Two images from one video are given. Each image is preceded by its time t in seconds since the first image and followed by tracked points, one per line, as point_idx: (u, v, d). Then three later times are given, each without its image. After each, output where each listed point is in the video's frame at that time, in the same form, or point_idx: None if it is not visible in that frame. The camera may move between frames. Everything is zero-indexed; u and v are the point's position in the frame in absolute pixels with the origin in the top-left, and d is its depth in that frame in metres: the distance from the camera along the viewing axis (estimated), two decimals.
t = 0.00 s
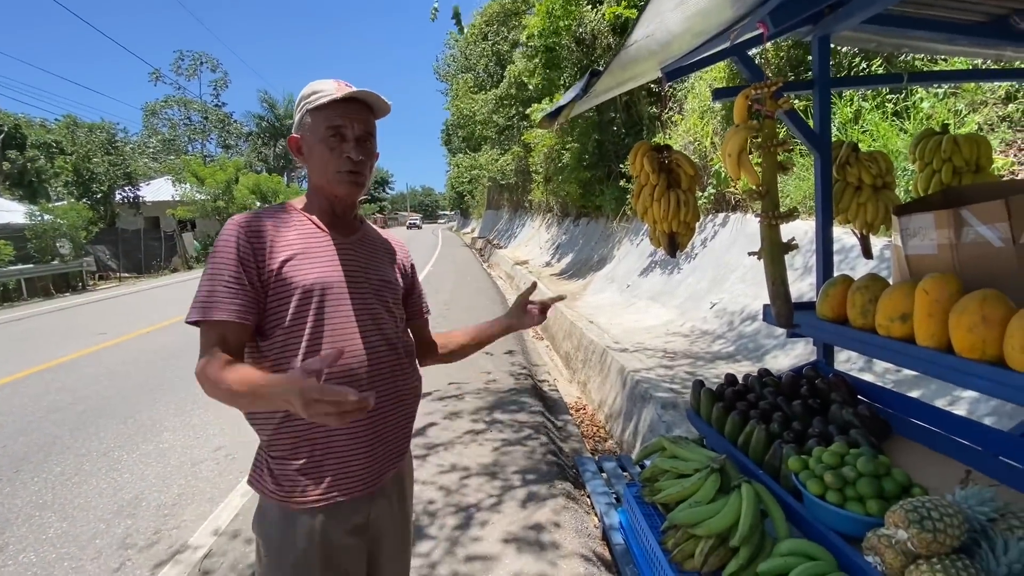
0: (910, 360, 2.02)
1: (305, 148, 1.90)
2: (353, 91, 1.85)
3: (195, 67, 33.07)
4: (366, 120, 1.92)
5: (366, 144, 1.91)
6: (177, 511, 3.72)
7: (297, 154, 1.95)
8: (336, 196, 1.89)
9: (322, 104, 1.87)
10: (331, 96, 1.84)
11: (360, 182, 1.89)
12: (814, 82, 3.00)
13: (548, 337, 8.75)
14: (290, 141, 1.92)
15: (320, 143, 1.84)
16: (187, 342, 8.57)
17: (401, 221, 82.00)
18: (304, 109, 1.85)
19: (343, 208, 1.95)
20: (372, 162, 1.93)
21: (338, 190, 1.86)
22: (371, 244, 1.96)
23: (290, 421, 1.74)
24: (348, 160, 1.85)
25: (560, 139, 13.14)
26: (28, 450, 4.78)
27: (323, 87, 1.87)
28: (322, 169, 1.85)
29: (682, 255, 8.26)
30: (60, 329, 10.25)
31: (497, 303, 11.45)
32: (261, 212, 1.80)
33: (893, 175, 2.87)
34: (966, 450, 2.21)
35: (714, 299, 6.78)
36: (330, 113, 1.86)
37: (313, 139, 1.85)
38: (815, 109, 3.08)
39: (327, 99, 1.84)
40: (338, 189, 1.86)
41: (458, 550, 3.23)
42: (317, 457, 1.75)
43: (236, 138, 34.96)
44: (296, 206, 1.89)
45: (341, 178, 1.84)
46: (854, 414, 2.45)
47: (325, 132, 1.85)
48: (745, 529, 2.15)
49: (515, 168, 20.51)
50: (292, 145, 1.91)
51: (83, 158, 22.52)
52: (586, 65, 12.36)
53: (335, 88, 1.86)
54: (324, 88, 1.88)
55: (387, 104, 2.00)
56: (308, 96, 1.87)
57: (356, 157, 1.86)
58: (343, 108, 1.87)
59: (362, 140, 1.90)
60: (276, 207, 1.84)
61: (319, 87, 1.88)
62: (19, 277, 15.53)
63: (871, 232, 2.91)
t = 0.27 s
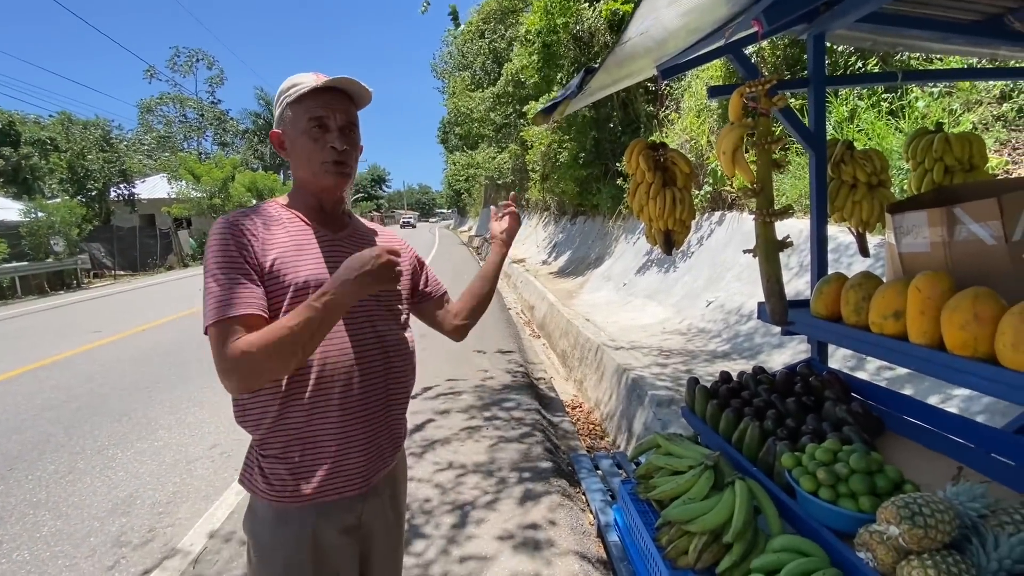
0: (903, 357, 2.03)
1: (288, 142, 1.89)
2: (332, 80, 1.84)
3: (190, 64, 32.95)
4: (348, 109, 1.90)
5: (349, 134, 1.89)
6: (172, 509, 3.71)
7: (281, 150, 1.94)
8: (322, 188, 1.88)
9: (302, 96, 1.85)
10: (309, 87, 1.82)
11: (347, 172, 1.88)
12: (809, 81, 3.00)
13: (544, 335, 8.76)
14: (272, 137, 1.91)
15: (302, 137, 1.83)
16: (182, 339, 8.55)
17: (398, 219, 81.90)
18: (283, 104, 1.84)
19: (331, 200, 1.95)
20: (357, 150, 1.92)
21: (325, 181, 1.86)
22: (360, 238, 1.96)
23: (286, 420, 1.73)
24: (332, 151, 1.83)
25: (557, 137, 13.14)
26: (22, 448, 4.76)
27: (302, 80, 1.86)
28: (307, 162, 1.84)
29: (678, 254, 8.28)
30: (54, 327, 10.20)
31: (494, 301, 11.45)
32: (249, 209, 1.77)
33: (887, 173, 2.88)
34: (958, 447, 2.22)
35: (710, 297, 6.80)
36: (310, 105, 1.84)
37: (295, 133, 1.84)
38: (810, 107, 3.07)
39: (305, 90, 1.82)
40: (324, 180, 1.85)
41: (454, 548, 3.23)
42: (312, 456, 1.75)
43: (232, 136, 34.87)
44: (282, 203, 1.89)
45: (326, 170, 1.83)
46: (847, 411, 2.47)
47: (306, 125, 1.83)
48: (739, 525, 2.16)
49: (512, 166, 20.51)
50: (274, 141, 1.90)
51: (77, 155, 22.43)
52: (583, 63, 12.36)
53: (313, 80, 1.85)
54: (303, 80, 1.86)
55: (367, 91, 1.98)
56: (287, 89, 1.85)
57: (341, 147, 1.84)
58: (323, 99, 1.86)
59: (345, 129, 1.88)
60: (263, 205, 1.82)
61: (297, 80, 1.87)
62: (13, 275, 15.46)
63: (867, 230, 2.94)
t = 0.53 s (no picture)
0: (898, 355, 2.05)
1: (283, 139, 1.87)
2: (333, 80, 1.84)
3: (187, 62, 32.87)
4: (345, 108, 1.91)
5: (348, 133, 1.91)
6: (168, 508, 3.72)
7: (274, 147, 1.91)
8: (321, 186, 1.88)
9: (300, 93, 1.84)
10: (310, 86, 1.81)
11: (346, 171, 1.89)
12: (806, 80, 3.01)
13: (541, 334, 8.77)
14: (265, 134, 1.87)
15: (302, 135, 1.82)
16: (179, 339, 8.54)
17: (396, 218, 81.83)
18: (280, 101, 1.81)
19: (326, 197, 1.94)
20: (355, 149, 1.93)
21: (327, 179, 1.86)
22: (355, 237, 1.97)
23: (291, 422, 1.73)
24: (334, 150, 1.84)
25: (554, 136, 13.15)
26: (17, 448, 4.75)
27: (300, 78, 1.85)
28: (308, 161, 1.83)
29: (675, 253, 8.30)
30: (49, 326, 10.17)
31: (491, 300, 11.46)
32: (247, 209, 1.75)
33: (883, 172, 2.89)
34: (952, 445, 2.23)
35: (707, 297, 6.81)
36: (309, 103, 1.83)
37: (294, 130, 1.82)
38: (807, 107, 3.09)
39: (306, 89, 1.81)
40: (325, 177, 1.86)
41: (450, 545, 3.25)
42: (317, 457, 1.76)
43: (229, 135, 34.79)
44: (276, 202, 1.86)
45: (328, 168, 1.84)
46: (842, 410, 2.48)
47: (306, 124, 1.82)
48: (734, 523, 2.17)
49: (509, 165, 20.51)
50: (269, 138, 1.87)
51: (73, 154, 22.35)
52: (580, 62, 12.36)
53: (312, 79, 1.84)
54: (300, 77, 1.85)
55: (365, 89, 1.99)
56: (284, 87, 1.83)
57: (343, 146, 1.85)
58: (323, 97, 1.85)
59: (344, 128, 1.89)
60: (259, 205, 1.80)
61: (293, 77, 1.85)
62: (8, 274, 15.40)
63: (863, 230, 2.94)
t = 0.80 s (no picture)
0: (896, 355, 2.05)
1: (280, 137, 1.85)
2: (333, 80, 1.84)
3: (185, 61, 32.80)
4: (343, 106, 1.92)
5: (346, 132, 1.92)
6: (165, 508, 3.71)
7: (269, 145, 1.89)
8: (319, 185, 1.88)
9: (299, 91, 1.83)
10: (310, 84, 1.82)
11: (345, 169, 1.91)
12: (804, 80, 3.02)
13: (539, 334, 8.77)
14: (261, 132, 1.86)
15: (302, 134, 1.81)
16: (177, 338, 8.53)
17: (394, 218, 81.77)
18: (278, 98, 1.80)
19: (321, 198, 1.93)
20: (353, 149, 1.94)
21: (327, 179, 1.87)
22: (352, 235, 1.98)
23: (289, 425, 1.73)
24: (333, 149, 1.85)
25: (552, 136, 13.14)
26: (13, 447, 4.74)
27: (299, 76, 1.85)
28: (308, 159, 1.83)
29: (673, 253, 8.31)
30: (46, 326, 10.14)
31: (489, 300, 11.46)
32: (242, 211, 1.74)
33: (879, 173, 2.90)
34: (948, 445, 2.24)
35: (705, 296, 6.82)
36: (309, 101, 1.83)
37: (293, 129, 1.82)
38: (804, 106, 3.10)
39: (308, 88, 1.81)
40: (324, 177, 1.86)
41: (448, 541, 3.25)
42: (315, 459, 1.76)
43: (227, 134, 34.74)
44: (272, 201, 1.84)
45: (328, 167, 1.84)
46: (839, 409, 2.49)
47: (307, 122, 1.82)
48: (731, 522, 2.18)
49: (508, 165, 20.51)
50: (265, 136, 1.85)
51: (70, 153, 22.30)
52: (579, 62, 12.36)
53: (312, 77, 1.85)
54: (298, 75, 1.85)
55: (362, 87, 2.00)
56: (283, 84, 1.82)
57: (343, 145, 1.87)
58: (322, 96, 1.85)
59: (342, 128, 1.91)
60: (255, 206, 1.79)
61: (291, 75, 1.85)
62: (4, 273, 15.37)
63: (859, 229, 2.96)
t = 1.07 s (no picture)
0: (894, 356, 2.05)
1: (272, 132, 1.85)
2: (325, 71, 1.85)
3: (184, 60, 32.79)
4: (335, 100, 1.93)
5: (339, 125, 1.93)
6: (164, 507, 3.71)
7: (262, 141, 1.89)
8: (314, 180, 1.87)
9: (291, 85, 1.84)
10: (300, 76, 1.83)
11: (339, 163, 1.90)
12: (802, 80, 3.02)
13: (539, 334, 8.77)
14: (254, 128, 1.86)
15: (295, 126, 1.81)
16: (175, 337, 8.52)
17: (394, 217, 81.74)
18: (270, 92, 1.81)
19: (315, 195, 1.92)
20: (347, 143, 1.94)
21: (321, 172, 1.86)
22: (347, 234, 1.97)
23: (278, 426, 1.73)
24: (327, 141, 1.84)
25: (552, 136, 13.15)
26: (11, 447, 4.74)
27: (290, 69, 1.86)
28: (300, 151, 1.82)
29: (672, 253, 8.31)
30: (44, 325, 10.13)
31: (488, 300, 11.46)
32: (234, 210, 1.74)
33: (877, 174, 2.89)
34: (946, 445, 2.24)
35: (704, 296, 6.82)
36: (301, 94, 1.84)
37: (286, 122, 1.82)
38: (802, 108, 3.10)
39: (298, 79, 1.82)
40: (318, 170, 1.85)
41: (445, 538, 3.25)
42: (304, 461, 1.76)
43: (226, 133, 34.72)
44: (266, 199, 1.84)
45: (322, 160, 1.84)
46: (837, 410, 2.49)
47: (299, 114, 1.82)
48: (729, 522, 2.18)
49: (507, 165, 20.52)
50: (258, 132, 1.85)
51: (68, 152, 22.28)
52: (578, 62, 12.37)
53: (303, 70, 1.86)
54: (290, 70, 1.86)
55: (355, 82, 2.01)
56: (274, 78, 1.83)
57: (336, 137, 1.87)
58: (314, 89, 1.86)
59: (336, 120, 1.91)
60: (247, 204, 1.79)
61: (283, 70, 1.86)
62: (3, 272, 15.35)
63: (855, 230, 2.95)
